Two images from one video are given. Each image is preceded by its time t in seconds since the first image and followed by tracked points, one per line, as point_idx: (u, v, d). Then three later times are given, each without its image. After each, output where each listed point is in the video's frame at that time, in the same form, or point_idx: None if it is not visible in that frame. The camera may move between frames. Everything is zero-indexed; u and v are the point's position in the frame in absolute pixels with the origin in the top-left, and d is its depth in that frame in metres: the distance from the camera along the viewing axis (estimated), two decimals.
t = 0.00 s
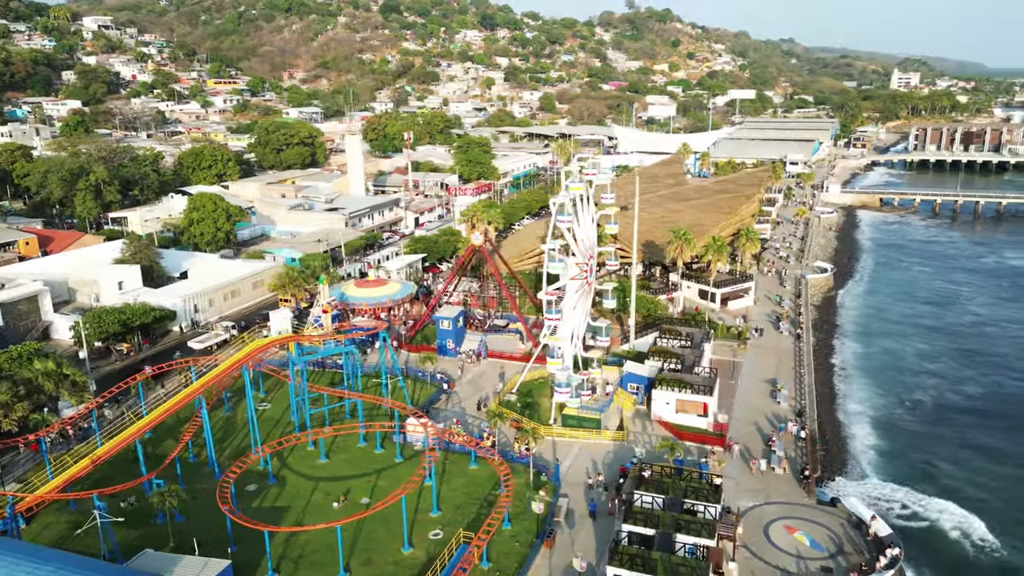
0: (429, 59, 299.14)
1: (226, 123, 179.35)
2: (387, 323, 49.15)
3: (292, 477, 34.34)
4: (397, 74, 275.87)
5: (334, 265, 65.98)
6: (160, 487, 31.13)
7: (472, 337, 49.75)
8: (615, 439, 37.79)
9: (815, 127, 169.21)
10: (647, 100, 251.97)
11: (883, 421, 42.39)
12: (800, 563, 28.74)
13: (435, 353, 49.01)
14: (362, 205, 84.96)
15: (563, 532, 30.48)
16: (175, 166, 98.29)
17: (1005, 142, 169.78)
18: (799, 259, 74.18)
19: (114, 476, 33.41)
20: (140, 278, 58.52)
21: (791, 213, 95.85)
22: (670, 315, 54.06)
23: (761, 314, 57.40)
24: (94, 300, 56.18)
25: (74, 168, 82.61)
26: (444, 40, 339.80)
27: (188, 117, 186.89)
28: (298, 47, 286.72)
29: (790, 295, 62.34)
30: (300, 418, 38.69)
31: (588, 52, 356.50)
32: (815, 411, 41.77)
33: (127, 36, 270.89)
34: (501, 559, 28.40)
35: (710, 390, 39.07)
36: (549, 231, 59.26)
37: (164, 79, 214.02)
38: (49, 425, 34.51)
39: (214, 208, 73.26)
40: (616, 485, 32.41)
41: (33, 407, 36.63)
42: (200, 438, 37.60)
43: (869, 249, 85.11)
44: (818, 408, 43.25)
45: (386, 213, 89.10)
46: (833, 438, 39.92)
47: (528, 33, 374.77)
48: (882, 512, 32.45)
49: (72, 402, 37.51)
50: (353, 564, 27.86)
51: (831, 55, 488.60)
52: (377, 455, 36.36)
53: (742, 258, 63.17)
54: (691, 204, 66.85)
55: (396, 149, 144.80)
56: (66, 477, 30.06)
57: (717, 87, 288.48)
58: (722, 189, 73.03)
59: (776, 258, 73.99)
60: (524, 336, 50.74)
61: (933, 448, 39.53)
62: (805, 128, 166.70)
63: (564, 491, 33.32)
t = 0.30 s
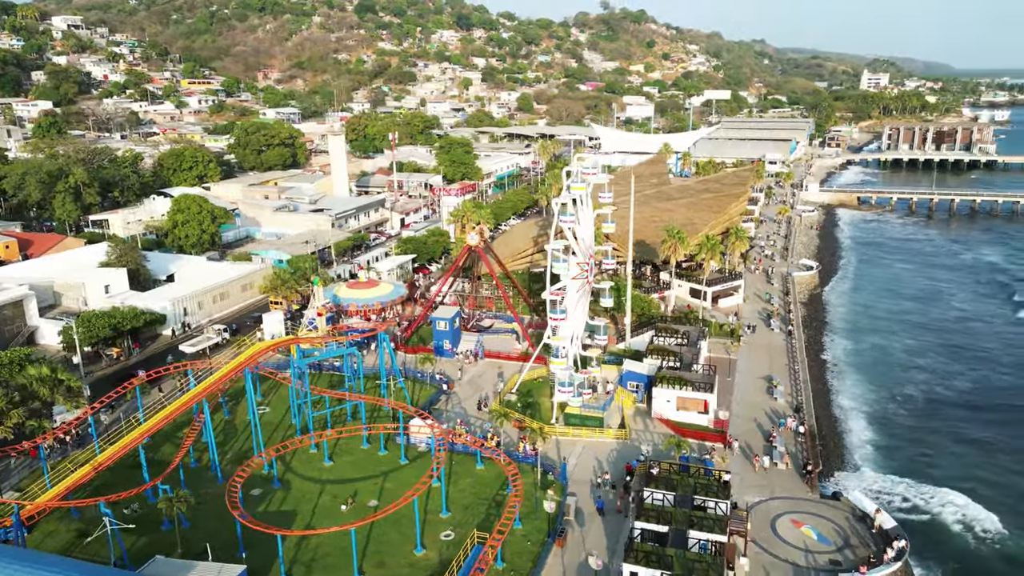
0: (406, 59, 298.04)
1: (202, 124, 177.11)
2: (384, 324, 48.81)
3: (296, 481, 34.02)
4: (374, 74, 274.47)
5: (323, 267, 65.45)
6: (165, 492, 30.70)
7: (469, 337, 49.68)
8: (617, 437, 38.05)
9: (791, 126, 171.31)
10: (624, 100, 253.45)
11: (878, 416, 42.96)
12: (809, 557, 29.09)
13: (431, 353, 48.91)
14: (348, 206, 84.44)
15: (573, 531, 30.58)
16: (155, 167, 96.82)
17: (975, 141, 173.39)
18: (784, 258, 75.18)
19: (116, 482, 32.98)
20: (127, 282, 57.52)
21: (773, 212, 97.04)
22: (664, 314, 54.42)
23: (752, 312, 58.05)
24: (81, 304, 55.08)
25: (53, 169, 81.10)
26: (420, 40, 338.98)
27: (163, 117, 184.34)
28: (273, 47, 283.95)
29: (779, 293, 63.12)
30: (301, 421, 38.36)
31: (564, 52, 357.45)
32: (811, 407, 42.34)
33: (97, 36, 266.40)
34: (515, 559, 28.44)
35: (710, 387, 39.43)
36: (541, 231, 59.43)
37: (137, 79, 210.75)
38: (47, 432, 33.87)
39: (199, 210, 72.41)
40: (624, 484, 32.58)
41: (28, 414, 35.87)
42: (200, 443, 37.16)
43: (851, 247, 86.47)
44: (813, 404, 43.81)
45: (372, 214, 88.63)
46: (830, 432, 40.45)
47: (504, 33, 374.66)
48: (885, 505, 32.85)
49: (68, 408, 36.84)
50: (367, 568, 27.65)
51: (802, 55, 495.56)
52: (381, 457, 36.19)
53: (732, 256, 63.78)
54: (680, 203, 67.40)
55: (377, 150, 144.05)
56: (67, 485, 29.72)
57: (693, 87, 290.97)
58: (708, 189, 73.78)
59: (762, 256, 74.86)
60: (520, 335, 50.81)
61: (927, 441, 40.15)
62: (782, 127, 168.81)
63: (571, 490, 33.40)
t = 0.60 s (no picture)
0: (382, 60, 296.71)
1: (177, 125, 174.75)
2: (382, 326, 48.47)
3: (302, 484, 33.75)
4: (350, 75, 272.75)
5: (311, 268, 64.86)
6: (172, 498, 30.30)
7: (466, 338, 49.59)
8: (620, 435, 38.29)
9: (768, 126, 173.37)
10: (602, 100, 254.66)
11: (873, 411, 43.59)
12: (817, 550, 29.49)
13: (428, 354, 48.77)
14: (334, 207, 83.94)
15: (584, 528, 30.72)
16: (135, 169, 95.33)
17: (947, 140, 176.88)
18: (770, 255, 76.13)
19: (117, 489, 32.54)
20: (113, 285, 56.58)
21: (756, 211, 98.19)
22: (657, 312, 54.74)
23: (743, 310, 58.66)
24: (67, 309, 54.08)
25: (31, 171, 79.53)
26: (396, 40, 337.87)
27: (137, 118, 181.48)
28: (246, 46, 280.66)
29: (767, 291, 63.88)
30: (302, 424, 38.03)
31: (540, 53, 358.04)
32: (807, 403, 42.93)
33: (66, 35, 261.44)
34: (529, 558, 28.52)
35: (711, 385, 39.79)
36: (533, 230, 59.53)
37: (109, 79, 207.26)
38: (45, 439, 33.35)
39: (184, 212, 71.53)
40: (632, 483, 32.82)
41: (23, 420, 35.24)
42: (200, 448, 36.74)
43: (833, 245, 87.87)
44: (808, 400, 44.39)
45: (358, 215, 88.16)
46: (828, 428, 41.02)
47: (480, 34, 374.52)
48: (887, 498, 33.28)
49: (63, 414, 36.20)
50: (381, 570, 27.50)
51: (773, 56, 501.59)
52: (386, 459, 36.05)
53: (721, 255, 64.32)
54: (669, 202, 67.92)
55: (358, 150, 143.24)
56: (70, 491, 29.27)
57: (669, 88, 293.27)
58: (695, 188, 74.50)
59: (748, 254, 75.72)
60: (516, 335, 50.79)
61: (922, 435, 40.83)
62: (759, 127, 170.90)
63: (579, 488, 33.52)
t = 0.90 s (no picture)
0: (358, 60, 294.92)
1: (152, 126, 172.13)
2: (378, 327, 48.06)
3: (307, 487, 33.45)
4: (326, 75, 270.65)
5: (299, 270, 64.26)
6: (179, 503, 29.90)
7: (463, 338, 49.39)
8: (623, 434, 38.47)
9: (746, 126, 175.27)
10: (579, 101, 255.60)
11: (868, 406, 44.24)
12: (825, 544, 29.91)
13: (424, 355, 48.59)
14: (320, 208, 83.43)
15: (594, 527, 30.85)
16: (113, 170, 93.72)
17: (919, 140, 180.43)
18: (756, 254, 77.04)
19: (120, 496, 32.08)
20: (100, 289, 55.58)
21: (739, 210, 99.30)
22: (650, 311, 55.04)
23: (733, 308, 59.26)
24: (52, 313, 53.02)
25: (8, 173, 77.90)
26: (372, 40, 336.26)
27: (110, 119, 178.40)
28: (220, 46, 277.05)
29: (756, 289, 64.62)
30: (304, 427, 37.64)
31: (517, 53, 358.29)
32: (802, 399, 43.48)
33: (34, 35, 256.18)
34: (542, 557, 28.58)
35: (710, 381, 40.10)
36: (525, 230, 59.71)
37: (80, 79, 203.45)
38: (42, 446, 32.80)
39: (168, 214, 70.55)
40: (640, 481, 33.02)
41: (20, 427, 34.61)
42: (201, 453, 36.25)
43: (815, 243, 89.17)
44: (803, 396, 44.93)
45: (343, 216, 87.70)
46: (824, 423, 41.59)
47: (455, 34, 373.86)
48: (889, 491, 33.72)
49: (59, 420, 35.55)
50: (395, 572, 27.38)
51: (745, 57, 506.85)
52: (391, 461, 35.87)
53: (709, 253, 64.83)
54: (658, 201, 68.36)
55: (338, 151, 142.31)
56: (72, 500, 28.76)
57: (645, 88, 295.23)
58: (681, 188, 75.13)
59: (735, 253, 76.52)
60: (513, 334, 50.73)
61: (916, 428, 41.56)
62: (737, 127, 172.86)
63: (586, 486, 33.63)
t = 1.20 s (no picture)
0: (334, 60, 292.96)
1: (126, 127, 169.61)
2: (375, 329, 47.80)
3: (314, 491, 33.21)
4: (301, 75, 268.37)
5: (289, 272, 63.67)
6: (187, 509, 29.49)
7: (459, 339, 49.32)
8: (625, 432, 38.63)
9: (723, 126, 177.06)
10: (557, 101, 256.41)
11: (862, 401, 44.94)
12: (832, 537, 30.33)
13: (420, 356, 48.46)
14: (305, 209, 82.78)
15: (604, 525, 31.00)
16: (91, 172, 92.07)
17: (892, 139, 183.67)
18: (742, 252, 77.87)
19: (123, 503, 31.68)
20: (86, 293, 54.51)
21: (722, 209, 100.33)
22: (643, 310, 55.41)
23: (724, 305, 59.84)
24: (38, 319, 51.91)
25: None
26: (347, 40, 334.30)
27: (82, 120, 175.29)
28: (193, 45, 273.20)
29: (745, 287, 65.32)
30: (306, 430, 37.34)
31: (493, 53, 358.09)
32: (798, 395, 44.06)
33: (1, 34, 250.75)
34: (556, 556, 28.67)
35: (710, 378, 40.53)
36: (517, 230, 59.80)
37: (50, 79, 199.65)
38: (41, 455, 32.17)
39: (153, 216, 69.43)
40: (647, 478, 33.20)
41: (15, 434, 33.92)
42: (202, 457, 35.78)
43: (797, 241, 90.39)
44: (798, 392, 45.54)
45: (328, 217, 87.12)
46: (821, 418, 42.18)
47: (431, 34, 372.94)
48: (889, 484, 34.32)
49: (55, 426, 34.90)
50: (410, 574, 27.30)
51: (718, 57, 511.71)
52: (396, 463, 35.76)
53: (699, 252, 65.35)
54: (647, 200, 68.81)
55: (318, 152, 141.33)
56: (79, 506, 28.37)
57: (622, 89, 296.99)
58: (668, 187, 75.76)
59: (721, 251, 77.24)
60: (509, 334, 50.62)
61: (911, 422, 42.30)
62: (714, 127, 174.60)
63: (593, 485, 33.77)
